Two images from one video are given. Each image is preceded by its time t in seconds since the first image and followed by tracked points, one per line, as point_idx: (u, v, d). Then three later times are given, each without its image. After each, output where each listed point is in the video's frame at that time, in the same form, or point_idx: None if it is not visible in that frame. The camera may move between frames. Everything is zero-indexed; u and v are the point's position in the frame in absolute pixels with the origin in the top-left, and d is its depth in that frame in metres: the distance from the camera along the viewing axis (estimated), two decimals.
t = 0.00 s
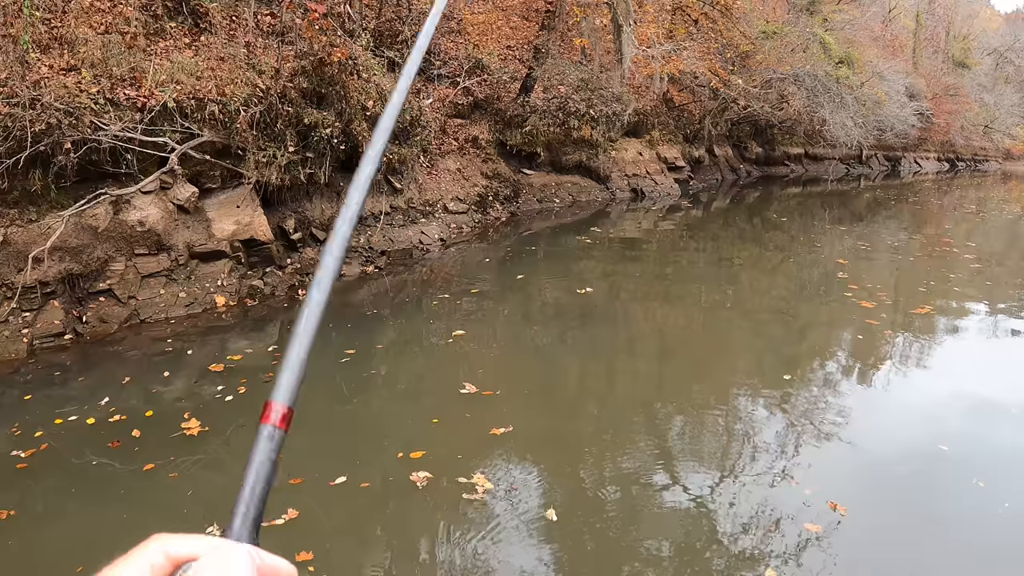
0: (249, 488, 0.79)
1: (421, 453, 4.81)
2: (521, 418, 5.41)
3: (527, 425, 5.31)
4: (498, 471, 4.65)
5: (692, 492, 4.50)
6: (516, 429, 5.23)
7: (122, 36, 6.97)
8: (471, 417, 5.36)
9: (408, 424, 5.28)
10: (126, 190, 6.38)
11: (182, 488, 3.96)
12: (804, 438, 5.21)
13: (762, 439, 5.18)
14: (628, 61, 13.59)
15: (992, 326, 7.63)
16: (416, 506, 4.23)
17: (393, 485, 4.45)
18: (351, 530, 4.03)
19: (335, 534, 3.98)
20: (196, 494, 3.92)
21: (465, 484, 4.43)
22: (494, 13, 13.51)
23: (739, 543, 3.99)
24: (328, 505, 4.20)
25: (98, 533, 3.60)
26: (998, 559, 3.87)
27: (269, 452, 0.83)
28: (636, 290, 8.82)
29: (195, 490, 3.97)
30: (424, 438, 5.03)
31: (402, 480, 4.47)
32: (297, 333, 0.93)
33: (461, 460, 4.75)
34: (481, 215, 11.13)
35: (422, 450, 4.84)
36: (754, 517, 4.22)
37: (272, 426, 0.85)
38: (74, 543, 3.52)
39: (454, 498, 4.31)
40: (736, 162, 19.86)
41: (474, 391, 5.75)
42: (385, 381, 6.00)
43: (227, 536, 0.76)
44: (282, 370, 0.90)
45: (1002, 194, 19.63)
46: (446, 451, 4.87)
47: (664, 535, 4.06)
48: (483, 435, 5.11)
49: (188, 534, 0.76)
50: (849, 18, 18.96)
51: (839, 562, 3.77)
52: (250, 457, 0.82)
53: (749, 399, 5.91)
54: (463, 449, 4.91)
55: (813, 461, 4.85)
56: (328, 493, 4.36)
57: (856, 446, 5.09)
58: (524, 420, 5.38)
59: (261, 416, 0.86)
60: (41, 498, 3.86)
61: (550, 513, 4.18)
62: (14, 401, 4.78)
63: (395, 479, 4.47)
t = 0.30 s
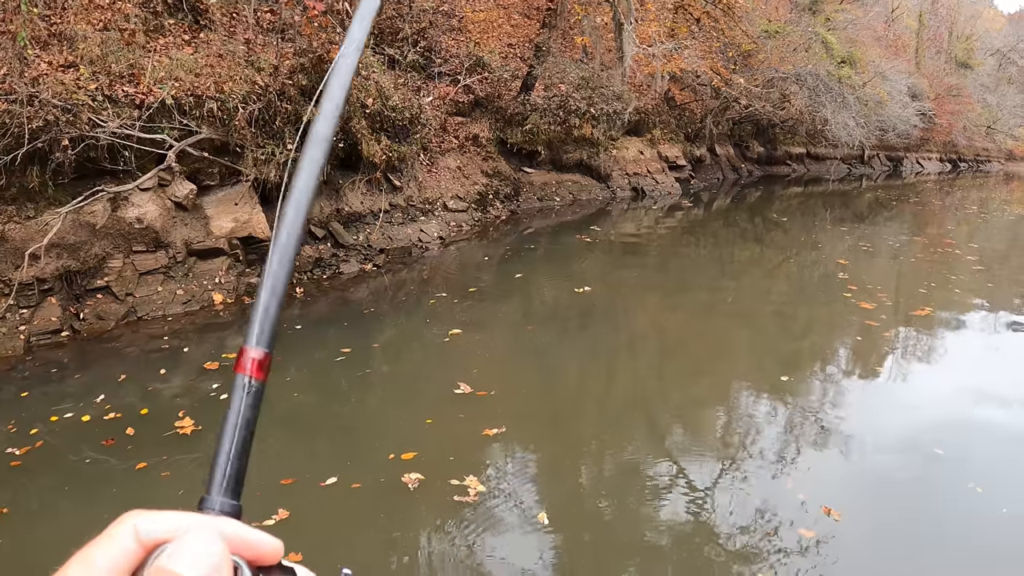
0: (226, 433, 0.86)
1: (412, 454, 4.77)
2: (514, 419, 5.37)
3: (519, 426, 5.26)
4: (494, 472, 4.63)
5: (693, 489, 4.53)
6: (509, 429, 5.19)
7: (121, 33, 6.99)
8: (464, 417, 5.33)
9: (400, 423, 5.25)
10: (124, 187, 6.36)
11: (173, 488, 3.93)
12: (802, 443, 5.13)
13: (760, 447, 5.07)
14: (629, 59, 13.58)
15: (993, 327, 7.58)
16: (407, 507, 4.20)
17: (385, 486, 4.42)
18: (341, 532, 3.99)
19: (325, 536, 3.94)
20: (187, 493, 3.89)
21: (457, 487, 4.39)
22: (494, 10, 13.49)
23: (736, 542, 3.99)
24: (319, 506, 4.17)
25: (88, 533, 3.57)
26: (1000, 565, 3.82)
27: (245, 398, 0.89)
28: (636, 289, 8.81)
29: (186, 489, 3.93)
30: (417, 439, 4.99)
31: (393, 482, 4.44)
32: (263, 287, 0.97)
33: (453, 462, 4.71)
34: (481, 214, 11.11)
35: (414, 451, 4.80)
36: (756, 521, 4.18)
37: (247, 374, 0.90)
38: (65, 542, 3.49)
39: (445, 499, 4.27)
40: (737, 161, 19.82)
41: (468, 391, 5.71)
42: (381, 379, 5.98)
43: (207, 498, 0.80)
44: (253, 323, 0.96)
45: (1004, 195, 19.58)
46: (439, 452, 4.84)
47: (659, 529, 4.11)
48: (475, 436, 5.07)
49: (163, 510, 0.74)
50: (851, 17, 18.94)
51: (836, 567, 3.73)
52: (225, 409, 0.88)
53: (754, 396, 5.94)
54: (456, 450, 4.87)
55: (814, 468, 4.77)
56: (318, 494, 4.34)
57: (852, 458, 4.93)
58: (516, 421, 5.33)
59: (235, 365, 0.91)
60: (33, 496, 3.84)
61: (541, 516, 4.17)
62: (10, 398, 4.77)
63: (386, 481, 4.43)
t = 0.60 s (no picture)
0: (230, 455, 1.11)
1: (404, 456, 4.75)
2: (508, 420, 5.34)
3: (512, 427, 5.24)
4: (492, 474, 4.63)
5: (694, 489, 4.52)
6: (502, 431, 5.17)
7: (122, 31, 6.99)
8: (457, 418, 5.32)
9: (394, 424, 5.23)
10: (123, 185, 6.37)
11: (165, 487, 3.91)
12: (805, 442, 5.14)
13: (767, 438, 5.21)
14: (631, 59, 13.57)
15: (995, 331, 7.55)
16: (397, 508, 4.18)
17: (376, 486, 4.41)
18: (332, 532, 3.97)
19: (316, 536, 3.93)
20: (179, 492, 3.87)
21: (448, 489, 4.37)
22: (496, 10, 13.56)
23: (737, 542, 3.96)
24: (310, 507, 4.16)
25: (80, 531, 3.55)
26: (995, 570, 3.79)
27: (247, 427, 1.17)
28: (637, 289, 8.78)
29: (178, 489, 3.91)
30: (409, 440, 4.98)
31: (384, 483, 4.42)
32: (261, 347, 1.31)
33: (444, 464, 4.68)
34: (482, 213, 11.10)
35: (405, 453, 4.78)
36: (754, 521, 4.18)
37: (248, 407, 1.20)
38: (56, 541, 3.48)
39: (436, 500, 4.26)
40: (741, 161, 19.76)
41: (462, 392, 5.69)
42: (378, 379, 5.97)
43: (215, 509, 1.01)
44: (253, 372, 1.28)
45: (1009, 197, 19.49)
46: (430, 453, 4.82)
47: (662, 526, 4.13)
48: (467, 437, 5.04)
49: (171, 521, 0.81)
50: (855, 18, 18.92)
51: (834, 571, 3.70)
52: (231, 436, 1.16)
53: (755, 394, 5.96)
54: (448, 451, 4.85)
55: (818, 462, 4.87)
56: (308, 494, 4.32)
57: (857, 454, 4.99)
58: (509, 423, 5.30)
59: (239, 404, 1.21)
60: (27, 493, 3.84)
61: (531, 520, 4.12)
62: (8, 395, 4.77)
63: (376, 482, 4.41)
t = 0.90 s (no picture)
0: (276, 515, 0.99)
1: (397, 458, 4.69)
2: (504, 424, 5.25)
3: (507, 431, 5.15)
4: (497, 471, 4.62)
5: (697, 494, 4.49)
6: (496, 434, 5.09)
7: (123, 30, 6.97)
8: (452, 420, 5.25)
9: (388, 426, 5.17)
10: (122, 183, 6.36)
11: (157, 488, 3.86)
12: (809, 442, 5.13)
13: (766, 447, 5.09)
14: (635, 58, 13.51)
15: (998, 334, 7.47)
16: (390, 511, 4.12)
17: (369, 488, 4.35)
18: (323, 538, 3.91)
19: (308, 540, 3.87)
20: (171, 493, 3.83)
21: (442, 491, 4.30)
22: (499, 9, 13.55)
23: (741, 546, 3.98)
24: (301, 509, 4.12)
25: (70, 531, 3.52)
26: None
27: (295, 483, 1.05)
28: (639, 290, 8.72)
29: (171, 489, 3.87)
30: (404, 442, 4.91)
31: (377, 486, 4.36)
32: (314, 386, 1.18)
33: (437, 467, 4.62)
34: (484, 213, 11.06)
35: (398, 455, 4.72)
36: (755, 526, 4.15)
37: (296, 460, 1.08)
38: (47, 541, 3.45)
39: (430, 503, 4.20)
40: (745, 162, 19.68)
41: (458, 393, 5.63)
42: (377, 379, 5.93)
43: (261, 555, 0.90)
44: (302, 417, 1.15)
45: (1015, 199, 19.36)
46: (424, 456, 4.75)
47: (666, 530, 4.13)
48: (461, 440, 4.98)
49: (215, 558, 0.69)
50: (860, 18, 18.82)
51: None
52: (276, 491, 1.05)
53: (757, 398, 5.88)
54: (441, 454, 4.78)
55: (823, 466, 4.81)
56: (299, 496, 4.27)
57: (861, 456, 4.93)
58: (504, 425, 5.22)
59: (285, 455, 1.09)
60: (22, 491, 3.82)
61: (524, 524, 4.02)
62: (7, 393, 4.77)
63: (369, 484, 4.36)
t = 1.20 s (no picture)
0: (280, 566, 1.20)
1: (391, 460, 4.65)
2: (501, 426, 5.20)
3: (503, 433, 5.09)
4: (497, 474, 4.58)
5: (699, 497, 4.46)
6: (492, 436, 5.03)
7: (125, 28, 6.93)
8: (447, 421, 5.20)
9: (384, 427, 5.14)
10: (123, 182, 6.36)
11: (152, 488, 3.84)
12: (814, 437, 5.22)
13: (772, 447, 5.08)
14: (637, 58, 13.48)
15: (1002, 337, 7.41)
16: (384, 514, 4.08)
17: (362, 490, 4.31)
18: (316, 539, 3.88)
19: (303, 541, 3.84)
20: (165, 493, 3.80)
21: (437, 494, 4.25)
22: (505, 8, 13.35)
23: (743, 547, 3.97)
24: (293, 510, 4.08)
25: (64, 530, 3.50)
26: None
27: (298, 543, 1.27)
28: (642, 290, 8.70)
29: (165, 490, 3.84)
30: (398, 444, 4.87)
31: (371, 488, 4.31)
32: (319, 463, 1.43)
33: (431, 469, 4.57)
34: (486, 212, 11.05)
35: (392, 457, 4.68)
36: (758, 525, 4.13)
37: (300, 525, 1.31)
38: (40, 540, 3.43)
39: (423, 505, 4.16)
40: (749, 162, 19.63)
41: (455, 394, 5.59)
42: (377, 378, 5.92)
43: None
44: (307, 492, 1.39)
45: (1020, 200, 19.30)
46: (418, 459, 4.70)
47: (667, 529, 4.13)
48: (456, 442, 4.92)
49: None
50: (865, 19, 18.77)
51: None
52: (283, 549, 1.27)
53: (760, 399, 5.86)
54: (436, 457, 4.73)
55: (826, 467, 4.79)
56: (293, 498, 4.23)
57: (862, 461, 4.87)
58: (500, 427, 5.17)
59: (291, 521, 1.32)
60: (17, 490, 3.80)
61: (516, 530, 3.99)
62: (7, 391, 4.76)
63: (363, 487, 4.32)
